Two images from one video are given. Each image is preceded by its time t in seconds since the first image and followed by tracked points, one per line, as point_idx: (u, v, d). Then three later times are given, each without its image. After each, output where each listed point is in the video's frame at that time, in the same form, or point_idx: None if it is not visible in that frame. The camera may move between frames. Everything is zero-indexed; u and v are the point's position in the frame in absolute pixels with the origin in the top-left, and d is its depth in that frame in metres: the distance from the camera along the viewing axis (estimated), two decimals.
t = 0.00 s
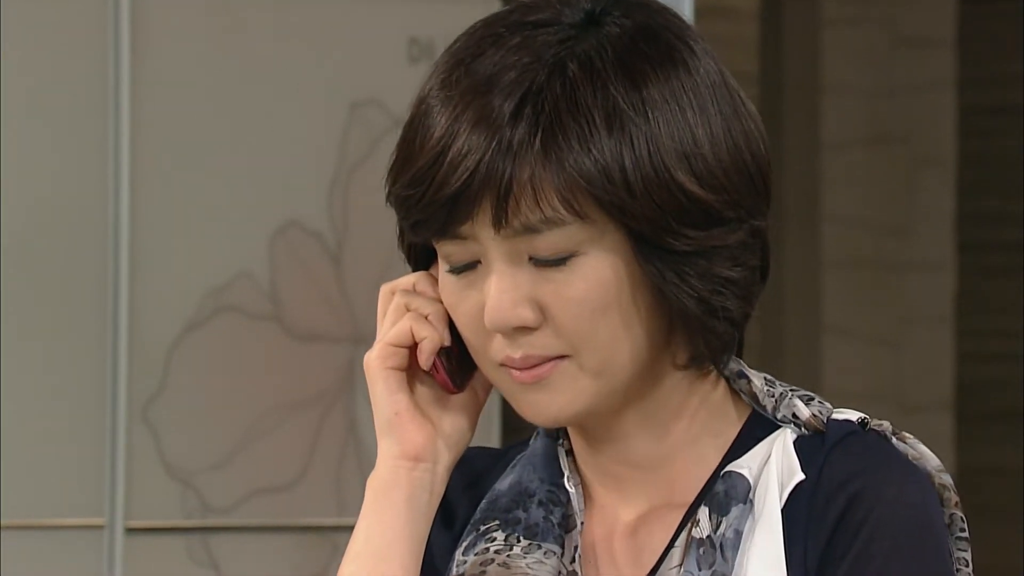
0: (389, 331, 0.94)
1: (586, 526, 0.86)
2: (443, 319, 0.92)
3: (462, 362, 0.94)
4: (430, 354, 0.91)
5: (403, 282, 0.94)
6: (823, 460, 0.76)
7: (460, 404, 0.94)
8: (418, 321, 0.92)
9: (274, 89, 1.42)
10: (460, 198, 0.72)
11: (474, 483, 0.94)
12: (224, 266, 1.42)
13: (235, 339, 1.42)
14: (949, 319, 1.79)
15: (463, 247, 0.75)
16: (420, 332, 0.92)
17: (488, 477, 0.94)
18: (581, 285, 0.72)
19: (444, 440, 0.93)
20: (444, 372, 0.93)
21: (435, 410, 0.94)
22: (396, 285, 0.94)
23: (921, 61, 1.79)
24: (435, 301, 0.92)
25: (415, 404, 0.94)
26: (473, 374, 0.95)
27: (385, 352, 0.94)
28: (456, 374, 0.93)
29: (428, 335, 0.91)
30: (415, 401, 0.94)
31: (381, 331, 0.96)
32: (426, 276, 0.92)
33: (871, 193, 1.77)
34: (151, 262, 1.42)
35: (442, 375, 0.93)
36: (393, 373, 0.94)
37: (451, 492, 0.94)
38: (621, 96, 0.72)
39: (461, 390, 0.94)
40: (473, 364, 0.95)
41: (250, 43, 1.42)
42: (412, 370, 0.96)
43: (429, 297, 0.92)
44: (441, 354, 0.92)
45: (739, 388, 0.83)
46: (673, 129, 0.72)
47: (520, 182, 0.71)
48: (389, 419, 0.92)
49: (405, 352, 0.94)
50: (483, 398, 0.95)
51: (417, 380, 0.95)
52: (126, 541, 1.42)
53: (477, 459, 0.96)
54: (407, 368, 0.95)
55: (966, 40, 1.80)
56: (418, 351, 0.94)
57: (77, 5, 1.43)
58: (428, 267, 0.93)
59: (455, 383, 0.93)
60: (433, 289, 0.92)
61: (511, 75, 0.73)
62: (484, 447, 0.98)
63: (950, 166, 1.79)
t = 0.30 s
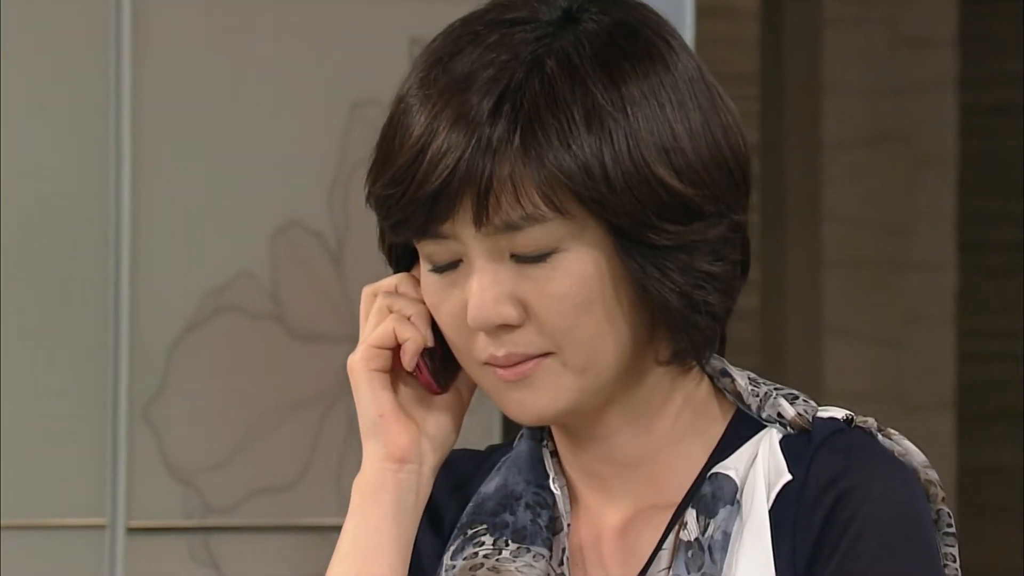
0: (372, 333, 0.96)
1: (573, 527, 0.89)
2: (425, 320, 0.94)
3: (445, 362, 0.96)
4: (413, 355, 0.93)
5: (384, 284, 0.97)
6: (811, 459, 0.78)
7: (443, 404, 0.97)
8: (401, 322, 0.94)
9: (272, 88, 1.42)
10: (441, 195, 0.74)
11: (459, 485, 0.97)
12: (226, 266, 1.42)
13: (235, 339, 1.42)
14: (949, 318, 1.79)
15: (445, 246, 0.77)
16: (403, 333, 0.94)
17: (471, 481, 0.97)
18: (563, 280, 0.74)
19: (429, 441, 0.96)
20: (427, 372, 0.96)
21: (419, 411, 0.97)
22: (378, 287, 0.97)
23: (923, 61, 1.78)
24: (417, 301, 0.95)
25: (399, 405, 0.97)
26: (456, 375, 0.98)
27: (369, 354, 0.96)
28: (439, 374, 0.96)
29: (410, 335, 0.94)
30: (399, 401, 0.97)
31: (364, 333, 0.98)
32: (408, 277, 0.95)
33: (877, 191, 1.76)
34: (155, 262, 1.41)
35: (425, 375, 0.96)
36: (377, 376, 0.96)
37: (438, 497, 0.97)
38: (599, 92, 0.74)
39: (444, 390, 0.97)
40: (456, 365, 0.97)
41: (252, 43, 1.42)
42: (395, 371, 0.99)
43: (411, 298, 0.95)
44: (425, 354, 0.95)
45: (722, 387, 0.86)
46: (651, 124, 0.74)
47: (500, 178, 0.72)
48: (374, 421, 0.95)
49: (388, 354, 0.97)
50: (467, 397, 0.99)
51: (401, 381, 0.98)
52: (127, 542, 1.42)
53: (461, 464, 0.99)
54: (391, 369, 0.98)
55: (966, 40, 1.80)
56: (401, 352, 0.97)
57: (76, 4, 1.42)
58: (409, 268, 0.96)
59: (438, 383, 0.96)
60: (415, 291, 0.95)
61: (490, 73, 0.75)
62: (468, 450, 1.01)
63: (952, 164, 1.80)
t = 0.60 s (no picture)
0: (364, 332, 0.98)
1: (569, 527, 0.90)
2: (416, 319, 0.96)
3: (436, 361, 0.98)
4: (404, 354, 0.95)
5: (374, 284, 0.99)
6: (808, 458, 0.78)
7: (434, 402, 0.99)
8: (391, 321, 0.97)
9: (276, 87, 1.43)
10: (431, 189, 0.79)
11: (453, 489, 0.99)
12: (233, 265, 1.42)
13: (243, 338, 1.42)
14: (957, 320, 1.80)
15: (435, 242, 0.81)
16: (394, 332, 0.96)
17: (466, 481, 0.99)
18: (553, 274, 0.78)
19: (422, 439, 0.97)
20: (418, 372, 0.97)
21: (411, 409, 0.99)
22: (368, 287, 0.99)
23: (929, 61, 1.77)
24: (407, 300, 0.97)
25: (391, 403, 0.99)
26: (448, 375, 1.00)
27: (361, 353, 0.98)
28: (432, 372, 0.98)
29: (402, 334, 0.96)
30: (389, 399, 0.99)
31: (355, 333, 1.00)
32: (398, 277, 0.97)
33: (881, 190, 1.75)
34: (162, 261, 1.42)
35: (417, 374, 0.98)
36: (369, 374, 0.98)
37: (433, 499, 0.99)
38: (585, 87, 0.79)
39: (436, 389, 0.99)
40: (447, 363, 1.00)
41: (259, 43, 1.43)
42: (386, 369, 1.01)
43: (401, 297, 0.97)
44: (416, 353, 0.97)
45: (716, 385, 0.87)
46: (635, 117, 0.79)
47: (487, 173, 0.77)
48: (366, 420, 0.97)
49: (379, 353, 0.99)
50: (459, 396, 1.01)
51: (392, 381, 1.01)
52: (136, 541, 1.42)
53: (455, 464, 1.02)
54: (382, 368, 1.00)
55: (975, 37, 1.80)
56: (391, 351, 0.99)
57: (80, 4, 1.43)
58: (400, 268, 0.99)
59: (431, 382, 0.98)
60: (405, 290, 0.97)
61: (476, 70, 0.80)
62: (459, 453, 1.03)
63: (960, 164, 1.79)
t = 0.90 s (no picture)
0: (363, 331, 0.98)
1: (572, 529, 0.90)
2: (416, 317, 0.97)
3: (436, 359, 0.99)
4: (404, 352, 0.96)
5: (372, 284, 0.99)
6: (816, 459, 0.78)
7: (434, 401, 0.99)
8: (391, 319, 0.97)
9: (282, 88, 1.42)
10: (428, 185, 0.79)
11: (452, 489, 0.99)
12: (239, 265, 1.42)
13: (247, 338, 1.42)
14: (962, 320, 1.77)
15: (433, 238, 0.81)
16: (394, 330, 0.97)
17: (465, 483, 0.99)
18: (554, 268, 0.78)
19: (424, 434, 0.97)
20: (419, 370, 0.98)
21: (412, 408, 0.99)
22: (367, 286, 0.99)
23: (935, 60, 1.76)
24: (406, 298, 0.97)
25: (392, 402, 0.99)
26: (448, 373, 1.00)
27: (361, 352, 0.98)
28: (432, 371, 0.99)
29: (402, 332, 0.96)
30: (390, 397, 0.99)
31: (354, 333, 1.00)
32: (396, 275, 0.97)
33: (884, 193, 1.74)
34: (169, 260, 1.42)
35: (418, 373, 0.98)
36: (370, 373, 0.98)
37: (432, 500, 0.99)
38: (582, 82, 0.79)
39: (437, 387, 0.99)
40: (447, 360, 1.00)
41: (265, 44, 1.43)
42: (385, 368, 1.01)
43: (400, 295, 0.97)
44: (416, 352, 0.98)
45: (718, 384, 0.87)
46: (633, 111, 0.79)
47: (486, 168, 0.77)
48: (367, 419, 0.97)
49: (379, 352, 0.99)
50: (458, 395, 1.01)
51: (393, 379, 1.01)
52: (142, 542, 1.42)
53: (455, 468, 1.01)
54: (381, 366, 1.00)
55: (981, 38, 1.78)
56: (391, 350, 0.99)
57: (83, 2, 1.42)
58: (397, 267, 0.99)
59: (431, 381, 0.99)
60: (403, 289, 0.97)
61: (473, 65, 0.81)
62: (458, 453, 1.03)
63: (968, 164, 1.77)
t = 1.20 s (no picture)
0: (373, 327, 0.98)
1: (581, 525, 0.90)
2: (426, 314, 0.97)
3: (446, 356, 0.99)
4: (414, 349, 0.96)
5: (382, 281, 0.99)
6: (826, 458, 0.78)
7: (444, 397, 1.00)
8: (401, 316, 0.97)
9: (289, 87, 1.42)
10: (437, 180, 0.79)
11: (459, 486, 1.01)
12: (245, 264, 1.42)
13: (252, 338, 1.42)
14: (968, 322, 1.78)
15: (442, 234, 0.82)
16: (403, 326, 0.96)
17: (473, 477, 1.01)
18: (563, 263, 0.78)
19: (433, 431, 0.98)
20: (429, 367, 0.99)
21: (421, 405, 0.99)
22: (377, 283, 0.99)
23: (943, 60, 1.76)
24: (417, 296, 0.97)
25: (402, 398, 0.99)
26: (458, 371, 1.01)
27: (370, 348, 0.99)
28: (442, 369, 1.00)
29: (412, 329, 0.96)
30: (399, 393, 0.99)
31: (364, 327, 1.00)
32: (407, 273, 0.97)
33: (892, 190, 1.74)
34: (174, 259, 1.42)
35: (428, 372, 0.99)
36: (379, 369, 0.98)
37: (439, 496, 1.00)
38: (592, 78, 0.79)
39: (447, 385, 1.00)
40: (457, 358, 1.01)
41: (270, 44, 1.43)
42: (396, 365, 1.02)
43: (412, 293, 0.97)
44: (426, 349, 0.98)
45: (730, 382, 0.87)
46: (644, 107, 0.79)
47: (493, 163, 0.77)
48: (376, 414, 0.97)
49: (389, 348, 0.99)
50: (469, 392, 1.01)
51: (402, 376, 1.01)
52: (147, 541, 1.42)
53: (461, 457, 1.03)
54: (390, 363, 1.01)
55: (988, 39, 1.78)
56: (401, 346, 1.00)
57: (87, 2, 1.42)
58: (409, 265, 0.99)
59: (441, 379, 1.00)
60: (414, 286, 0.98)
61: (482, 61, 0.81)
62: (469, 447, 1.05)
63: (973, 165, 1.78)
